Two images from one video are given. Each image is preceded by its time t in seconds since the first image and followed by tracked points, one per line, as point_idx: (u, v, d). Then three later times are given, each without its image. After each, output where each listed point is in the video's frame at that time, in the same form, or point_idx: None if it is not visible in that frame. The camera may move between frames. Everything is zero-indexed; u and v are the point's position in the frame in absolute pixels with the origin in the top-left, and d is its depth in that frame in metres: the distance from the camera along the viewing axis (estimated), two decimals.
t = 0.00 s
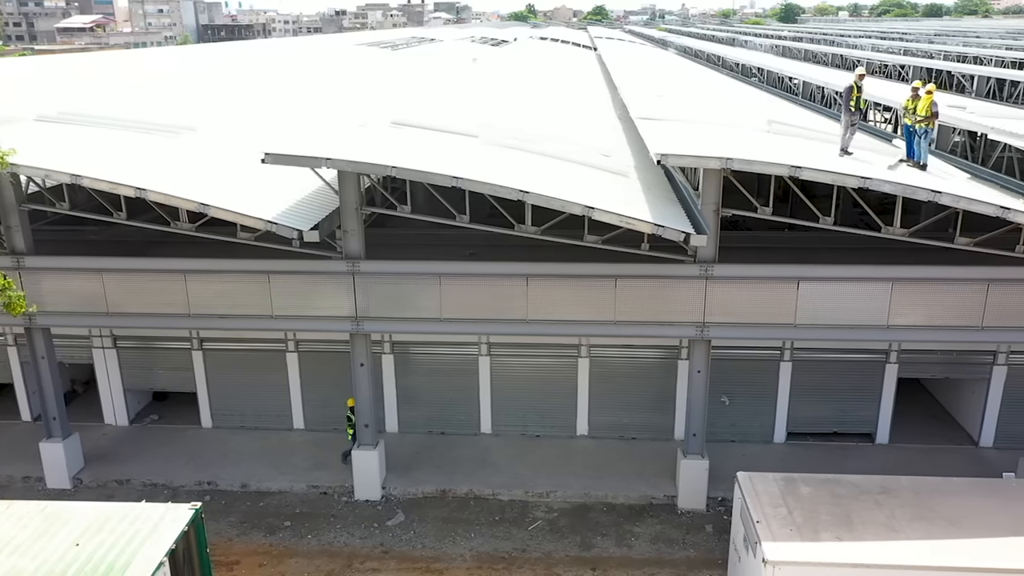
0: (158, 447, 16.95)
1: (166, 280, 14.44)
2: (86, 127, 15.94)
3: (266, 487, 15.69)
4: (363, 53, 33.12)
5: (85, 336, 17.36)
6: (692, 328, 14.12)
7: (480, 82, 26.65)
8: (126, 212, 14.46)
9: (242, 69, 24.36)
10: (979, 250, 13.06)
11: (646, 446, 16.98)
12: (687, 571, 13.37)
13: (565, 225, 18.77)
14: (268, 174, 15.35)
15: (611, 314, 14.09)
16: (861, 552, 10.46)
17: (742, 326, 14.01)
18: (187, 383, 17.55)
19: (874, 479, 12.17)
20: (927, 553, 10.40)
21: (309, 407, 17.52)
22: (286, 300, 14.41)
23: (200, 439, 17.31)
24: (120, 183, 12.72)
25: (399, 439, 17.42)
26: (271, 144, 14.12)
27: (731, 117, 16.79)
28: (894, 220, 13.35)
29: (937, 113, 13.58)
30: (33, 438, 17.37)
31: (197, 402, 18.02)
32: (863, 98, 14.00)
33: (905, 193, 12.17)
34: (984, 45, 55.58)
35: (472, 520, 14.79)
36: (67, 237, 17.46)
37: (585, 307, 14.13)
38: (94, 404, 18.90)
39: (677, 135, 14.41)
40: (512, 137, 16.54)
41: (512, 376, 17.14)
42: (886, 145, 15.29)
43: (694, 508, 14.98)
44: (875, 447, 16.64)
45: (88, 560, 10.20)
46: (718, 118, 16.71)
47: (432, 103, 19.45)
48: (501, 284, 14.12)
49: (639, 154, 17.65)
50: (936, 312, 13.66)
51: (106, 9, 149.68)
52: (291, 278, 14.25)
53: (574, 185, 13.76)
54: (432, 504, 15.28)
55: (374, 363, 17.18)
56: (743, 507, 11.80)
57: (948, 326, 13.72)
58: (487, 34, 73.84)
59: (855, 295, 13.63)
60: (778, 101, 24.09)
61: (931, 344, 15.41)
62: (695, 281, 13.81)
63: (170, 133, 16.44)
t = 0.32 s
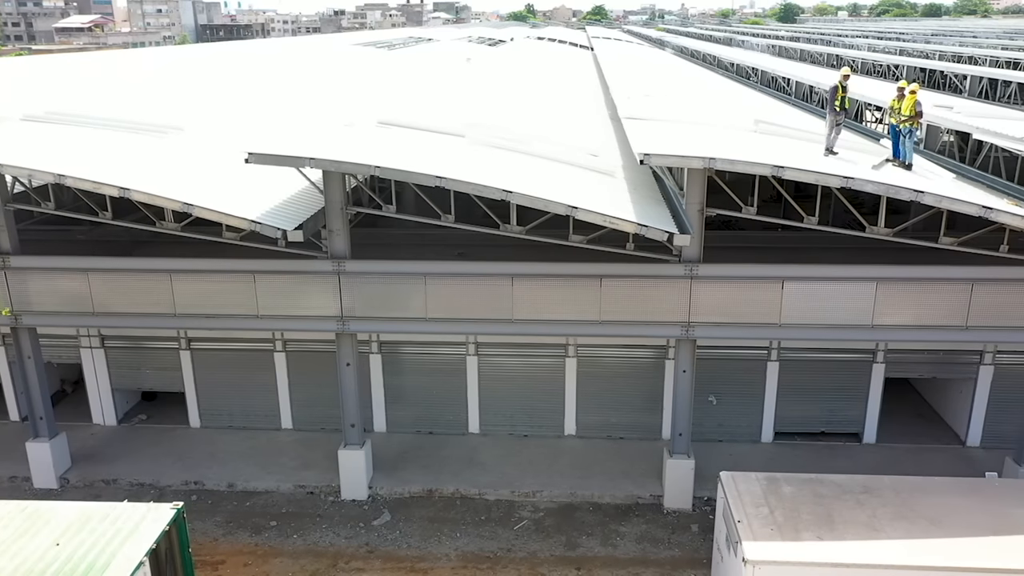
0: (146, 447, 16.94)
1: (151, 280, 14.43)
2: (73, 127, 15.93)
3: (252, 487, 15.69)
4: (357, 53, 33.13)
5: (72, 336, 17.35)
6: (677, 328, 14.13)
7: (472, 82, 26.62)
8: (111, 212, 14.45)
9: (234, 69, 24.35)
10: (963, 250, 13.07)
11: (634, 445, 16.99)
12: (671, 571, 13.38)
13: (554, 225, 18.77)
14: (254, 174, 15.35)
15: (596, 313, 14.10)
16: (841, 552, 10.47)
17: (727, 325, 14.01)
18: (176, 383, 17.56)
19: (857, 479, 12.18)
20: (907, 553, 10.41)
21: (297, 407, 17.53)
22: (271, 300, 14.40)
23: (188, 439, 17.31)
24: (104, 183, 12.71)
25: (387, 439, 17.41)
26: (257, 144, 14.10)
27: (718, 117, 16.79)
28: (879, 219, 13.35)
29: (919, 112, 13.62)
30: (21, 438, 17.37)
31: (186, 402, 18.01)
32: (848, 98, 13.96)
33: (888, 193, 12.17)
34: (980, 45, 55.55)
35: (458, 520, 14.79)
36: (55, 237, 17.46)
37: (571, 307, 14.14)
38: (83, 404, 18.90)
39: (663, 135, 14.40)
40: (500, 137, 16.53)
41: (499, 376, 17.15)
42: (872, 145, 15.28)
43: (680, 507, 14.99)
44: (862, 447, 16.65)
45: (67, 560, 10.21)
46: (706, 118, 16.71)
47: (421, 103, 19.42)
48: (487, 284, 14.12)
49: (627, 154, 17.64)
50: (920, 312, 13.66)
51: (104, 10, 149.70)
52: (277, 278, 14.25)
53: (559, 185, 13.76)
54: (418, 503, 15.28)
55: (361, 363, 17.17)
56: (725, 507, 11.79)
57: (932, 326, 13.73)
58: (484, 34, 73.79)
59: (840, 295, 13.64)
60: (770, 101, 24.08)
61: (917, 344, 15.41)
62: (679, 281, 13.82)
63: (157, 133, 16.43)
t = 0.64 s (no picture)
0: (132, 447, 16.93)
1: (135, 280, 14.42)
2: (58, 127, 15.93)
3: (237, 487, 15.69)
4: (351, 53, 33.13)
5: (59, 336, 17.37)
6: (661, 328, 14.12)
7: (463, 81, 26.60)
8: (95, 212, 14.45)
9: (225, 70, 24.36)
10: (945, 249, 13.09)
11: (620, 445, 16.98)
12: (654, 571, 13.38)
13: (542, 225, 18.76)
14: (238, 173, 15.34)
15: (579, 313, 14.11)
16: (819, 552, 10.47)
17: (710, 325, 14.01)
18: (163, 382, 17.57)
19: (837, 478, 12.18)
20: (885, 552, 10.41)
21: (284, 406, 17.54)
22: (255, 300, 14.40)
23: (174, 439, 17.31)
24: (86, 182, 12.70)
25: (374, 438, 17.40)
26: (240, 143, 14.09)
27: (705, 117, 16.79)
28: (861, 219, 13.35)
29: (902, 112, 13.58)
30: (7, 438, 17.37)
31: (172, 402, 18.01)
32: (832, 98, 13.84)
33: (869, 193, 12.16)
34: (976, 45, 55.54)
35: (442, 520, 14.79)
36: (42, 237, 17.46)
37: (555, 306, 14.14)
38: (70, 404, 18.90)
39: (647, 135, 14.39)
40: (486, 137, 16.51)
41: (485, 376, 17.16)
42: (857, 145, 15.27)
43: (664, 507, 15.00)
44: (847, 447, 16.65)
45: (44, 560, 10.22)
46: (692, 117, 16.71)
47: (409, 103, 19.41)
48: (471, 283, 14.10)
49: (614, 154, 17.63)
50: (903, 313, 13.66)
51: (103, 10, 149.70)
52: (260, 278, 14.24)
53: (542, 185, 13.75)
54: (403, 503, 15.28)
55: (348, 363, 17.19)
56: (705, 506, 11.80)
57: (915, 326, 13.73)
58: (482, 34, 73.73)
59: (822, 295, 13.63)
60: (760, 101, 24.08)
61: (902, 343, 15.43)
62: (663, 281, 13.82)
63: (143, 133, 16.42)
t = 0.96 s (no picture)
0: (118, 447, 16.92)
1: (117, 279, 14.41)
2: (43, 126, 15.93)
3: (222, 486, 15.69)
4: (346, 53, 33.17)
5: (45, 336, 17.39)
6: (644, 327, 14.10)
7: (453, 81, 26.59)
8: (78, 211, 14.44)
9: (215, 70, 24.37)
10: (927, 248, 13.10)
11: (606, 445, 16.98)
12: (635, 571, 13.38)
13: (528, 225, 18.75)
14: (222, 173, 15.33)
15: (562, 312, 14.10)
16: (795, 551, 10.48)
17: (692, 325, 14.01)
18: (149, 382, 17.58)
19: (817, 477, 12.19)
20: (861, 552, 10.41)
21: (270, 406, 17.54)
22: (238, 299, 14.39)
23: (160, 439, 17.30)
24: (67, 182, 12.68)
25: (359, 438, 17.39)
26: (222, 143, 14.08)
27: (691, 116, 16.79)
28: (843, 219, 13.35)
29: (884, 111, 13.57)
30: None
31: (159, 402, 18.00)
32: (815, 97, 13.77)
33: (849, 192, 12.15)
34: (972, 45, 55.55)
35: (426, 519, 14.79)
36: (28, 237, 17.47)
37: (538, 306, 14.13)
38: (57, 404, 18.90)
39: (629, 135, 14.39)
40: (471, 136, 16.50)
41: (471, 375, 17.16)
42: (841, 144, 15.27)
43: (648, 506, 15.00)
44: (833, 446, 16.66)
45: (21, 559, 10.22)
46: (678, 117, 16.72)
47: (396, 103, 19.39)
48: (453, 283, 14.09)
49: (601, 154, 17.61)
50: (885, 313, 13.65)
51: (102, 10, 149.77)
52: (242, 278, 14.24)
53: (524, 184, 13.75)
54: (387, 503, 15.28)
55: (334, 363, 17.19)
56: (685, 506, 11.80)
57: (897, 326, 13.71)
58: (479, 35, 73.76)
59: (804, 295, 13.62)
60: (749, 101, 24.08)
61: (886, 343, 15.44)
62: (645, 280, 13.81)
63: (128, 133, 16.41)
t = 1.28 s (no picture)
0: (103, 447, 16.92)
1: (100, 280, 14.42)
2: (28, 126, 15.94)
3: (206, 486, 15.69)
4: (340, 53, 33.18)
5: (30, 336, 17.40)
6: (626, 327, 14.09)
7: (444, 82, 26.59)
8: (60, 211, 14.44)
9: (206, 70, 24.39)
10: (908, 249, 13.12)
11: (591, 445, 16.99)
12: (617, 571, 13.38)
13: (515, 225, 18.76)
14: (205, 173, 15.34)
15: (545, 312, 14.10)
16: (771, 551, 10.48)
17: (674, 325, 14.01)
18: (134, 382, 17.59)
19: (796, 477, 12.20)
20: (837, 552, 10.41)
21: (256, 406, 17.55)
22: (221, 299, 14.39)
23: (146, 439, 17.31)
24: (47, 182, 12.68)
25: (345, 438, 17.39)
26: (204, 143, 14.08)
27: (675, 116, 16.81)
28: (824, 218, 13.37)
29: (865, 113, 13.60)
30: None
31: (145, 402, 18.01)
32: (796, 97, 13.64)
33: (827, 193, 12.15)
34: (968, 45, 55.57)
35: (408, 519, 14.79)
36: (14, 237, 17.49)
37: (519, 306, 14.14)
38: (44, 404, 18.91)
39: (611, 136, 14.41)
40: (456, 137, 16.52)
41: (456, 375, 17.17)
42: (824, 145, 15.29)
43: (631, 506, 15.01)
44: (817, 446, 16.67)
45: None
46: (662, 117, 16.74)
47: (383, 103, 19.39)
48: (435, 283, 14.08)
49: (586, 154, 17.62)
50: (867, 313, 13.66)
51: (100, 10, 149.69)
52: (225, 278, 14.24)
53: (506, 184, 13.75)
54: (371, 503, 15.28)
55: (320, 362, 17.19)
56: (663, 506, 11.81)
57: (879, 326, 13.72)
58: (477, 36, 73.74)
59: (785, 295, 13.63)
60: (738, 101, 24.09)
61: (870, 343, 15.45)
62: (627, 280, 13.80)
63: (113, 133, 16.42)
